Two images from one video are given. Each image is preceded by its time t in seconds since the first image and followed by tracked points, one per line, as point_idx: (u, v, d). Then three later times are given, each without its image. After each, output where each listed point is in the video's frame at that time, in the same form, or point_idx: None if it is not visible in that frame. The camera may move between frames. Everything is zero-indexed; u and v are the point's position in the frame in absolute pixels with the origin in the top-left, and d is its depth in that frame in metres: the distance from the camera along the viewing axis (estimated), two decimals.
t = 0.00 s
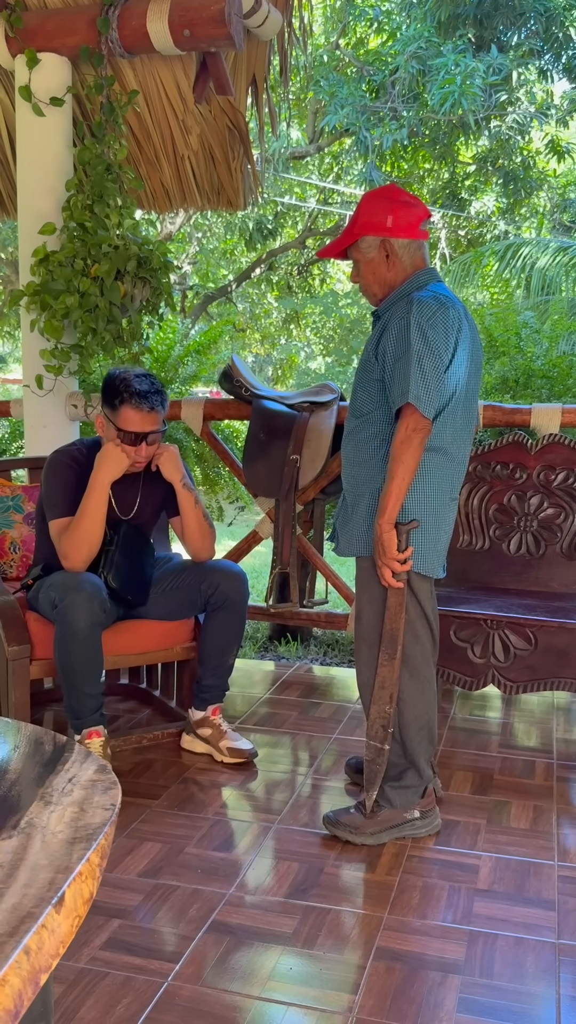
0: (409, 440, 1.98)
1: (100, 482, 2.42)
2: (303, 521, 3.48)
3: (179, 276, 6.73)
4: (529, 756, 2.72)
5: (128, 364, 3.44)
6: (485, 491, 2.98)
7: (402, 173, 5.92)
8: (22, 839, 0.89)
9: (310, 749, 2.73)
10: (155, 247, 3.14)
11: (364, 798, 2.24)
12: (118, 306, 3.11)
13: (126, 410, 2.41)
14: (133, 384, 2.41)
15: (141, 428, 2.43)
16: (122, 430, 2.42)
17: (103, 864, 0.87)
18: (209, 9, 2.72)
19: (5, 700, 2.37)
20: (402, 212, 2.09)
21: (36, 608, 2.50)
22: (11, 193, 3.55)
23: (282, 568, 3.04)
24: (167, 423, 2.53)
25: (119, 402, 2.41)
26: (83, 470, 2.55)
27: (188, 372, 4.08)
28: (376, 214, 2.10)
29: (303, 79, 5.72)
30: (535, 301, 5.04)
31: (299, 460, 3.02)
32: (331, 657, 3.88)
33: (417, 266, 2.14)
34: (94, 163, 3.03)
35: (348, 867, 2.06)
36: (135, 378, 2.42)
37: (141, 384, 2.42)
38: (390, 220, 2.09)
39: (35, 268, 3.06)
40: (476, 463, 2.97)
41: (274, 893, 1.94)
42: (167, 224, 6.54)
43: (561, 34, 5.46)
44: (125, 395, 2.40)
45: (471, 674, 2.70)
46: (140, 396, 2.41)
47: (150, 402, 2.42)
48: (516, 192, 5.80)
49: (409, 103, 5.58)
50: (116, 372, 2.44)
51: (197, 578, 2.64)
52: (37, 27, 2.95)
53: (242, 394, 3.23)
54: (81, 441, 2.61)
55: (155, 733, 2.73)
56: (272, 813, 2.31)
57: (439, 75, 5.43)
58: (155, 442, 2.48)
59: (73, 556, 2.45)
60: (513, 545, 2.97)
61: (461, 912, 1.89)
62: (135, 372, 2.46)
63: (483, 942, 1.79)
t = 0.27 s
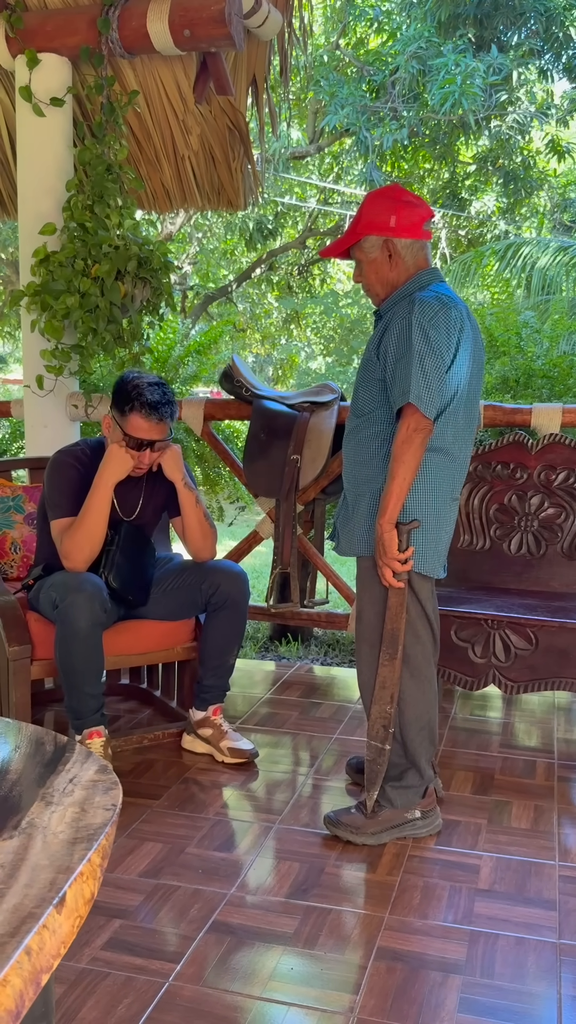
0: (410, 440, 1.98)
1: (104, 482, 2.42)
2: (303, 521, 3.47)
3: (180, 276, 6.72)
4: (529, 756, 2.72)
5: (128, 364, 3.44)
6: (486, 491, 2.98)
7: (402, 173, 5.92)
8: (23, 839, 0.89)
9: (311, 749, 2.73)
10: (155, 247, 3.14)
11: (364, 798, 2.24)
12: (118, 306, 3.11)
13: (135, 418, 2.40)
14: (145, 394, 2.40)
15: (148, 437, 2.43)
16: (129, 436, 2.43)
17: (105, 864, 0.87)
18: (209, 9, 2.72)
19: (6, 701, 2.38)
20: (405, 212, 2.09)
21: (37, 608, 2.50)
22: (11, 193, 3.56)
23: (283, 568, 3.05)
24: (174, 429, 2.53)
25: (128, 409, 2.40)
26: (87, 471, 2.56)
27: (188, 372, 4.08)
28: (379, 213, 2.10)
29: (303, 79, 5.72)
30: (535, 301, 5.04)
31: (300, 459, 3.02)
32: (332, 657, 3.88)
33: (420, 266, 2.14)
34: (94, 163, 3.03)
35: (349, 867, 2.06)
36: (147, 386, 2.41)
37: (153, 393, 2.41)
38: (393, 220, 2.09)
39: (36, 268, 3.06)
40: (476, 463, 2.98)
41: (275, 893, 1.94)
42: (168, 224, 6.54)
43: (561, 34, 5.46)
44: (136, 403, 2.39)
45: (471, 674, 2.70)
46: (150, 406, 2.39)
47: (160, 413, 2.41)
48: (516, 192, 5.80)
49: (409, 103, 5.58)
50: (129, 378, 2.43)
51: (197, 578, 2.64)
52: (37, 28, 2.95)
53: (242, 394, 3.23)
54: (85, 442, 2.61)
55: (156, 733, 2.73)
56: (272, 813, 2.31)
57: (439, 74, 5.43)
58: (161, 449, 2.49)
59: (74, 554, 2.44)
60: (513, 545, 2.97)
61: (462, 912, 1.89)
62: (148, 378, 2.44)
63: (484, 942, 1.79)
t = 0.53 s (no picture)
0: (409, 439, 1.99)
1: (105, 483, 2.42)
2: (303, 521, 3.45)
3: (180, 276, 6.72)
4: (530, 756, 2.72)
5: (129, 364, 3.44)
6: (486, 491, 2.98)
7: (402, 172, 5.92)
8: (24, 840, 0.89)
9: (312, 749, 2.73)
10: (155, 247, 3.14)
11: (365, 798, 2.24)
12: (119, 306, 3.11)
13: (137, 419, 2.40)
14: (148, 395, 2.40)
15: (150, 439, 2.44)
16: (131, 436, 2.43)
17: (105, 864, 0.87)
18: (209, 9, 2.72)
19: (6, 701, 2.38)
20: (406, 212, 2.08)
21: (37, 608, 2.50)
22: (12, 194, 3.56)
23: (283, 568, 3.05)
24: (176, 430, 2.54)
25: (131, 410, 2.41)
26: (88, 472, 2.56)
27: (189, 372, 4.08)
28: (380, 213, 2.10)
29: (303, 79, 5.72)
30: (535, 301, 5.04)
31: (300, 460, 3.02)
32: (333, 657, 3.89)
33: (421, 266, 2.14)
34: (94, 164, 3.03)
35: (351, 867, 2.06)
36: (150, 387, 2.41)
37: (156, 394, 2.41)
38: (394, 220, 2.09)
39: (36, 268, 3.06)
40: (477, 463, 2.98)
41: (276, 893, 1.94)
42: (168, 224, 6.54)
43: (561, 34, 5.46)
44: (138, 404, 2.39)
45: (472, 674, 2.70)
46: (153, 407, 2.40)
47: (163, 415, 2.41)
48: (516, 192, 5.79)
49: (409, 103, 5.59)
50: (131, 379, 2.43)
51: (198, 578, 2.64)
52: (37, 28, 2.95)
53: (243, 394, 3.22)
54: (86, 443, 2.61)
55: (157, 733, 2.73)
56: (273, 813, 2.31)
57: (439, 74, 5.43)
58: (163, 450, 2.50)
59: (74, 554, 2.44)
60: (514, 544, 2.97)
61: (462, 912, 1.89)
62: (151, 378, 2.44)
63: (485, 942, 1.79)
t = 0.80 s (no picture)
0: (406, 445, 1.99)
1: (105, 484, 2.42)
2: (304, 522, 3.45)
3: (180, 277, 6.72)
4: (531, 756, 2.72)
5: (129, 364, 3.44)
6: (487, 491, 2.98)
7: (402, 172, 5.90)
8: (25, 840, 0.89)
9: (312, 750, 2.73)
10: (155, 248, 3.14)
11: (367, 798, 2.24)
12: (119, 306, 3.11)
13: (137, 419, 2.41)
14: (147, 395, 2.41)
15: (150, 439, 2.44)
16: (131, 437, 2.43)
17: (106, 865, 0.87)
18: (209, 10, 2.73)
19: (7, 701, 2.38)
20: (402, 209, 2.09)
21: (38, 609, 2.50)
22: (12, 194, 3.56)
23: (284, 568, 3.05)
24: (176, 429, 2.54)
25: (131, 410, 2.41)
26: (88, 472, 2.56)
27: (189, 372, 4.08)
28: (379, 208, 2.12)
29: (303, 79, 5.72)
30: (536, 300, 5.03)
31: (300, 460, 3.02)
32: (333, 657, 3.89)
33: (416, 266, 2.13)
34: (94, 164, 3.03)
35: (352, 867, 2.06)
36: (149, 387, 2.42)
37: (155, 393, 2.42)
38: (390, 215, 2.11)
39: (37, 268, 3.06)
40: (477, 463, 2.98)
41: (277, 894, 1.95)
42: (168, 225, 6.54)
43: (561, 34, 5.45)
44: (138, 404, 2.40)
45: (472, 675, 2.70)
46: (152, 407, 2.40)
47: (163, 414, 2.42)
48: (517, 192, 5.80)
49: (409, 103, 5.59)
50: (130, 379, 2.43)
51: (199, 578, 2.64)
52: (37, 29, 2.95)
53: (243, 394, 3.23)
54: (86, 444, 2.61)
55: (158, 733, 2.73)
56: (274, 814, 2.31)
57: (439, 74, 5.43)
58: (162, 451, 2.50)
59: (74, 554, 2.44)
60: (514, 545, 2.97)
61: (463, 913, 1.89)
62: (151, 378, 2.44)
63: (486, 942, 1.79)
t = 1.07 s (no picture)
0: (408, 437, 1.99)
1: (105, 483, 2.42)
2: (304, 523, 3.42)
3: (180, 277, 6.72)
4: (531, 756, 2.72)
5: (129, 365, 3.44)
6: (487, 491, 2.99)
7: (402, 173, 5.91)
8: (26, 842, 0.89)
9: (313, 750, 2.73)
10: (155, 249, 3.14)
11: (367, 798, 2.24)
12: (119, 307, 3.11)
13: (137, 419, 2.41)
14: (147, 394, 2.41)
15: (151, 439, 2.44)
16: (131, 437, 2.43)
17: (107, 866, 0.87)
18: (209, 11, 2.73)
19: (8, 702, 2.38)
20: (411, 215, 2.09)
21: (38, 610, 2.50)
22: (12, 195, 3.56)
23: (284, 568, 3.06)
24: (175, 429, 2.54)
25: (131, 410, 2.41)
26: (87, 473, 2.56)
27: (190, 373, 4.08)
28: (386, 215, 2.11)
29: (302, 80, 5.72)
30: (535, 300, 5.04)
31: (301, 460, 3.02)
32: (334, 658, 3.90)
33: (424, 269, 2.13)
34: (94, 165, 3.03)
35: (352, 868, 2.06)
36: (149, 387, 2.42)
37: (155, 393, 2.42)
38: (399, 221, 2.10)
39: (37, 269, 3.06)
40: (477, 464, 2.99)
41: (277, 894, 1.94)
42: (168, 226, 6.54)
43: (561, 34, 5.45)
44: (138, 404, 2.40)
45: (473, 675, 2.70)
46: (153, 407, 2.40)
47: (163, 414, 2.42)
48: (516, 192, 5.80)
49: (409, 103, 5.59)
50: (130, 379, 2.43)
51: (199, 578, 2.64)
52: (36, 30, 2.95)
53: (244, 395, 3.23)
54: (84, 444, 2.61)
55: (158, 734, 2.73)
56: (274, 815, 2.31)
57: (439, 75, 5.43)
58: (162, 451, 2.50)
59: (75, 555, 2.44)
60: (514, 545, 2.97)
61: (464, 913, 1.89)
62: (150, 378, 2.44)
63: (487, 943, 1.79)
